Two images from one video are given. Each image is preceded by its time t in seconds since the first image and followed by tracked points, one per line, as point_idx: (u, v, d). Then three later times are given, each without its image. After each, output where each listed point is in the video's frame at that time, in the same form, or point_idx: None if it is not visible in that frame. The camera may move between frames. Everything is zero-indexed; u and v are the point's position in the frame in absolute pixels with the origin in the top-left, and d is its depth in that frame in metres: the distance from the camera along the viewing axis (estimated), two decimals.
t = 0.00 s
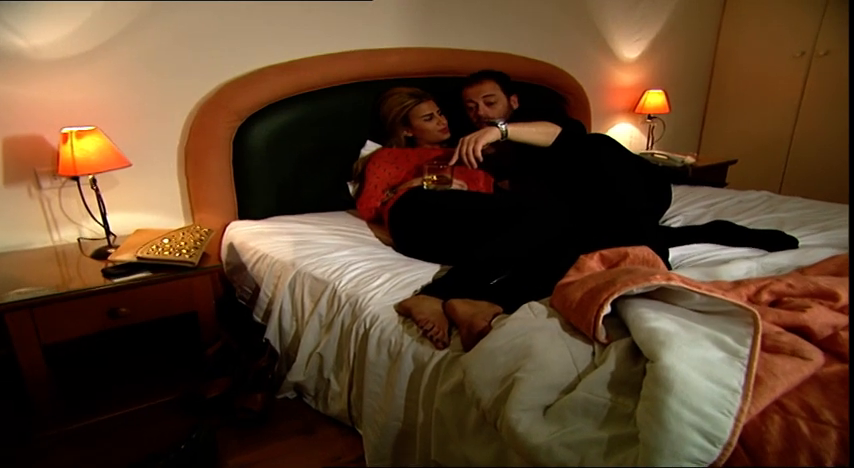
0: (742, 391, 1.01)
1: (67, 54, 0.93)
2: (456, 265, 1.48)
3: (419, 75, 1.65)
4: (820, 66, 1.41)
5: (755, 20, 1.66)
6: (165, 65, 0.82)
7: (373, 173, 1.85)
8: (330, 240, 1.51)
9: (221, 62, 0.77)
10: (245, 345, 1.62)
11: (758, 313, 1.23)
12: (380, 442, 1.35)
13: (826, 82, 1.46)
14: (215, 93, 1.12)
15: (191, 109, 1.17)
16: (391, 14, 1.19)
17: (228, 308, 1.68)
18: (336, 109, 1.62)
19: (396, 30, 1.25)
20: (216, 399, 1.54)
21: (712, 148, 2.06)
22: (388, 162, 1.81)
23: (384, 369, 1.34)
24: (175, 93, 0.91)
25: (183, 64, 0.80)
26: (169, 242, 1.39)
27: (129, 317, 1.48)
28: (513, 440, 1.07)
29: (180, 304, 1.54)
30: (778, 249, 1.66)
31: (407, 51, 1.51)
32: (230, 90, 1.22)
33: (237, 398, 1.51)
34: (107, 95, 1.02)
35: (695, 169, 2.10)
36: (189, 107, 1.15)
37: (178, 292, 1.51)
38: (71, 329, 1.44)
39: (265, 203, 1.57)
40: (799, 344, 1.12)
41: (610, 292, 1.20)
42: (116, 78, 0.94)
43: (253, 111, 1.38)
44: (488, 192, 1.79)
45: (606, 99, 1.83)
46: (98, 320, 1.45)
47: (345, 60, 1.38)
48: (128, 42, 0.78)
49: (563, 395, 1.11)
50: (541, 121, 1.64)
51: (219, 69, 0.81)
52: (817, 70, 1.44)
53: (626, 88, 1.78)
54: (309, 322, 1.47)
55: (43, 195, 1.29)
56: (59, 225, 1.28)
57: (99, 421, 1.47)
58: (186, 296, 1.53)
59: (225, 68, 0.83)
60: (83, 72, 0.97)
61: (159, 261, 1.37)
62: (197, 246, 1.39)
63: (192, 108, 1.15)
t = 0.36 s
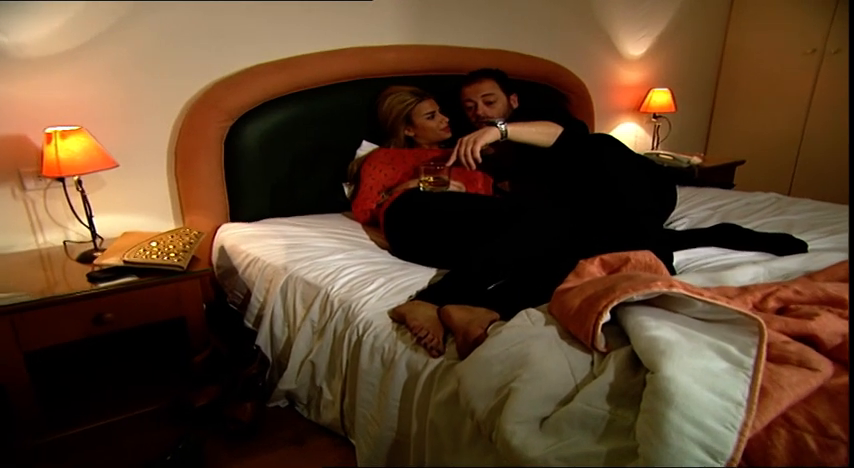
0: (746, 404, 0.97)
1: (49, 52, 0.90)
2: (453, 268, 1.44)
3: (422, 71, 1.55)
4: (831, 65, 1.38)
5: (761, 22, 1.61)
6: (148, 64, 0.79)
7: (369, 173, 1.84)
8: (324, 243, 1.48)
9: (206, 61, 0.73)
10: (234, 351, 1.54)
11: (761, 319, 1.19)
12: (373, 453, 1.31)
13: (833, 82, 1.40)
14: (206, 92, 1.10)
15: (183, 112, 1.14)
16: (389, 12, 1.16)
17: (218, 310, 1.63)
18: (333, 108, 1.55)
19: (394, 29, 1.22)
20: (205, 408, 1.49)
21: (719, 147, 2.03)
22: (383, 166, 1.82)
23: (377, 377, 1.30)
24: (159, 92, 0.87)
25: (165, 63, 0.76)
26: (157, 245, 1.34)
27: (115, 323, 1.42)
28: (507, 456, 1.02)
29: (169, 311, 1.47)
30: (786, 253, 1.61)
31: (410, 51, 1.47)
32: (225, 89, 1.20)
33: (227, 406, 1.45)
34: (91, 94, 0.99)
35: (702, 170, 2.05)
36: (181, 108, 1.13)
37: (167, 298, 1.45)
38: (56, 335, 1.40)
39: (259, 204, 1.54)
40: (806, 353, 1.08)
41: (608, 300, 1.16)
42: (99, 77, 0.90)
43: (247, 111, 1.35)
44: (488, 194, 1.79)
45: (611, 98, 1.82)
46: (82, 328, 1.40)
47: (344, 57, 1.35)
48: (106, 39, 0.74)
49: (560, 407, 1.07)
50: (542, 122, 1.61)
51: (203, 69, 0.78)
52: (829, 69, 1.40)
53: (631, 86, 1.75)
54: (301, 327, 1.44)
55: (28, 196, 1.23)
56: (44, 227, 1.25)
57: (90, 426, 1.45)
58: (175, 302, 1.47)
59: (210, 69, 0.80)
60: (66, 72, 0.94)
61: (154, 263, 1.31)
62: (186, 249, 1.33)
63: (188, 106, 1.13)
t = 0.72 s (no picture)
0: (749, 417, 0.93)
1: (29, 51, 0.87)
2: (448, 272, 1.40)
3: (413, 71, 1.64)
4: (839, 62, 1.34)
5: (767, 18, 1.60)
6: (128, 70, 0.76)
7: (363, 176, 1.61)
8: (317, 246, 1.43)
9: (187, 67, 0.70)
10: (225, 359, 1.45)
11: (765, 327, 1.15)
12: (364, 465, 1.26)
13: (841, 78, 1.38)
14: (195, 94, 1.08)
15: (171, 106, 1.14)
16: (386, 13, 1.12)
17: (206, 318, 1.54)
18: (327, 108, 1.55)
19: (390, 28, 1.18)
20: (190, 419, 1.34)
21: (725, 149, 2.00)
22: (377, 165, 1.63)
23: (369, 386, 1.24)
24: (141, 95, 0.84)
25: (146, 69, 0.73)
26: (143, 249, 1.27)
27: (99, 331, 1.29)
28: None
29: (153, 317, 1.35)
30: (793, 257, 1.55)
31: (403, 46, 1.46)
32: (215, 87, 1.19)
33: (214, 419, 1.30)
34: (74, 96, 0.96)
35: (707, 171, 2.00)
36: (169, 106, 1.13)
37: (152, 303, 1.34)
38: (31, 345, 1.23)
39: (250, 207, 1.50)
40: (813, 363, 1.03)
41: (607, 307, 1.11)
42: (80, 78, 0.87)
43: (239, 109, 1.34)
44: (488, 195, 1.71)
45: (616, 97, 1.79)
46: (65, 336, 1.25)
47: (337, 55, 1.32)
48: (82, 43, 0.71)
49: (556, 418, 1.02)
50: (540, 120, 1.65)
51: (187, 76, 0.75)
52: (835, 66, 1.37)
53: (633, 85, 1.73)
54: (290, 334, 1.31)
55: (9, 199, 1.19)
56: (27, 231, 1.22)
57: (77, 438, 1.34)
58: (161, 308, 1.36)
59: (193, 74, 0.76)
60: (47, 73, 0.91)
61: (136, 268, 1.23)
62: (174, 252, 1.28)
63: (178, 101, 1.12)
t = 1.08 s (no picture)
0: (753, 430, 0.90)
1: (20, 46, 0.85)
2: (444, 276, 1.36)
3: (412, 70, 1.54)
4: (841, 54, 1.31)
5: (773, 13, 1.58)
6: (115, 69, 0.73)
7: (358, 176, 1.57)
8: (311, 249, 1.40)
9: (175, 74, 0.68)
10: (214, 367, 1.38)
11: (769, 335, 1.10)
12: None
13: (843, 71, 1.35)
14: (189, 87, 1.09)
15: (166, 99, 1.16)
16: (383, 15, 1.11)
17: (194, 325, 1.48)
18: (321, 107, 1.48)
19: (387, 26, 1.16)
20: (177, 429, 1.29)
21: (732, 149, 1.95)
22: (374, 164, 1.59)
23: (362, 395, 1.19)
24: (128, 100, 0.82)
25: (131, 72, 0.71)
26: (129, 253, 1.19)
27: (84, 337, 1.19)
28: None
29: (140, 323, 1.25)
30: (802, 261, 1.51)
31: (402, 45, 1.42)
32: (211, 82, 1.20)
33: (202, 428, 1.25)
34: (67, 94, 0.94)
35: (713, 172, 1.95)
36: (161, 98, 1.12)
37: (138, 308, 1.23)
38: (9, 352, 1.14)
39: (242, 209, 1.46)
40: (820, 373, 0.99)
41: (607, 314, 1.07)
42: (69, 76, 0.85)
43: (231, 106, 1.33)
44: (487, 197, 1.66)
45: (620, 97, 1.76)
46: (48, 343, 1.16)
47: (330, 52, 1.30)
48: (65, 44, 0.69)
49: (553, 430, 0.96)
50: (538, 121, 1.62)
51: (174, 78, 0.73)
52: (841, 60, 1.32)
53: (639, 83, 1.69)
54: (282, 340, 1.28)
55: None
56: (11, 234, 1.23)
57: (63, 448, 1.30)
58: (147, 313, 1.25)
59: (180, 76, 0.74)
60: (38, 71, 0.89)
61: (120, 272, 1.16)
62: (162, 257, 1.19)
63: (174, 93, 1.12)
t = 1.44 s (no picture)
0: (758, 444, 0.86)
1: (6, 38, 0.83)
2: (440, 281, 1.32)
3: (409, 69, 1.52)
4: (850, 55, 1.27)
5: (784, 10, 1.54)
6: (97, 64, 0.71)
7: (352, 177, 1.50)
8: (303, 253, 1.36)
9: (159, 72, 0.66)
10: (201, 381, 1.32)
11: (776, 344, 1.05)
12: None
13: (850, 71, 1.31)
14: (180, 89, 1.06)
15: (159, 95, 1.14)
16: (380, 10, 1.09)
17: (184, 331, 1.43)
18: (313, 106, 1.46)
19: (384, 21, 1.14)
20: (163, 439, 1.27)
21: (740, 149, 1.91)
22: (368, 166, 1.52)
23: (354, 405, 1.14)
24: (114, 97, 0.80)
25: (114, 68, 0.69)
26: (115, 259, 1.19)
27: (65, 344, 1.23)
28: None
29: (128, 328, 1.30)
30: (810, 266, 1.46)
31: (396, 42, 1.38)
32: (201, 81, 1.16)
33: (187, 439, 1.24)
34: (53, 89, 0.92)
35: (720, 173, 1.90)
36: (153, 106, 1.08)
37: (125, 313, 1.28)
38: None
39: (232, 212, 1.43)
40: (828, 384, 0.95)
41: (606, 323, 1.03)
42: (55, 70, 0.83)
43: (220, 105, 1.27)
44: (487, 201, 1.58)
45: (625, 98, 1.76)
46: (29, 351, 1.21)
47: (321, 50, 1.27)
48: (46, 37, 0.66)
49: (550, 444, 0.93)
50: (538, 120, 1.57)
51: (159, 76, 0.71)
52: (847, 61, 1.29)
53: (642, 82, 1.71)
54: (272, 348, 1.24)
55: None
56: None
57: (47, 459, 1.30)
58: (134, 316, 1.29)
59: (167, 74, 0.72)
60: (26, 67, 0.87)
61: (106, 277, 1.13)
62: (147, 261, 1.18)
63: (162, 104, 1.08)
